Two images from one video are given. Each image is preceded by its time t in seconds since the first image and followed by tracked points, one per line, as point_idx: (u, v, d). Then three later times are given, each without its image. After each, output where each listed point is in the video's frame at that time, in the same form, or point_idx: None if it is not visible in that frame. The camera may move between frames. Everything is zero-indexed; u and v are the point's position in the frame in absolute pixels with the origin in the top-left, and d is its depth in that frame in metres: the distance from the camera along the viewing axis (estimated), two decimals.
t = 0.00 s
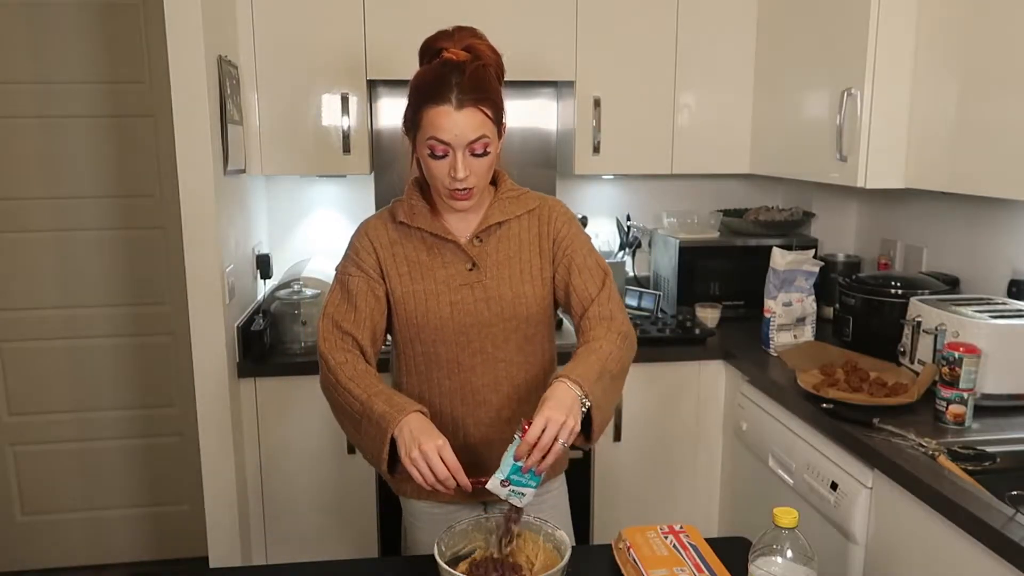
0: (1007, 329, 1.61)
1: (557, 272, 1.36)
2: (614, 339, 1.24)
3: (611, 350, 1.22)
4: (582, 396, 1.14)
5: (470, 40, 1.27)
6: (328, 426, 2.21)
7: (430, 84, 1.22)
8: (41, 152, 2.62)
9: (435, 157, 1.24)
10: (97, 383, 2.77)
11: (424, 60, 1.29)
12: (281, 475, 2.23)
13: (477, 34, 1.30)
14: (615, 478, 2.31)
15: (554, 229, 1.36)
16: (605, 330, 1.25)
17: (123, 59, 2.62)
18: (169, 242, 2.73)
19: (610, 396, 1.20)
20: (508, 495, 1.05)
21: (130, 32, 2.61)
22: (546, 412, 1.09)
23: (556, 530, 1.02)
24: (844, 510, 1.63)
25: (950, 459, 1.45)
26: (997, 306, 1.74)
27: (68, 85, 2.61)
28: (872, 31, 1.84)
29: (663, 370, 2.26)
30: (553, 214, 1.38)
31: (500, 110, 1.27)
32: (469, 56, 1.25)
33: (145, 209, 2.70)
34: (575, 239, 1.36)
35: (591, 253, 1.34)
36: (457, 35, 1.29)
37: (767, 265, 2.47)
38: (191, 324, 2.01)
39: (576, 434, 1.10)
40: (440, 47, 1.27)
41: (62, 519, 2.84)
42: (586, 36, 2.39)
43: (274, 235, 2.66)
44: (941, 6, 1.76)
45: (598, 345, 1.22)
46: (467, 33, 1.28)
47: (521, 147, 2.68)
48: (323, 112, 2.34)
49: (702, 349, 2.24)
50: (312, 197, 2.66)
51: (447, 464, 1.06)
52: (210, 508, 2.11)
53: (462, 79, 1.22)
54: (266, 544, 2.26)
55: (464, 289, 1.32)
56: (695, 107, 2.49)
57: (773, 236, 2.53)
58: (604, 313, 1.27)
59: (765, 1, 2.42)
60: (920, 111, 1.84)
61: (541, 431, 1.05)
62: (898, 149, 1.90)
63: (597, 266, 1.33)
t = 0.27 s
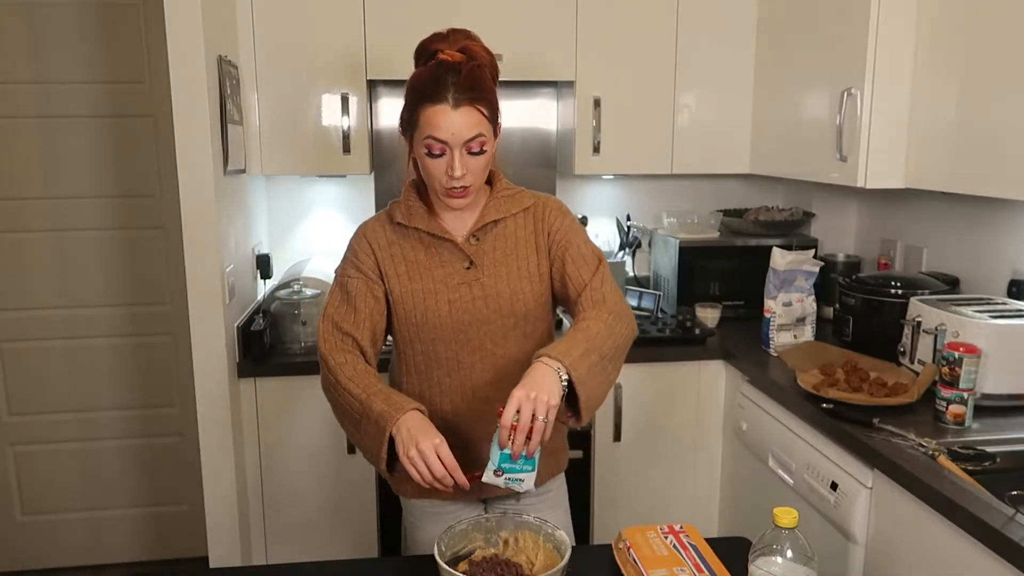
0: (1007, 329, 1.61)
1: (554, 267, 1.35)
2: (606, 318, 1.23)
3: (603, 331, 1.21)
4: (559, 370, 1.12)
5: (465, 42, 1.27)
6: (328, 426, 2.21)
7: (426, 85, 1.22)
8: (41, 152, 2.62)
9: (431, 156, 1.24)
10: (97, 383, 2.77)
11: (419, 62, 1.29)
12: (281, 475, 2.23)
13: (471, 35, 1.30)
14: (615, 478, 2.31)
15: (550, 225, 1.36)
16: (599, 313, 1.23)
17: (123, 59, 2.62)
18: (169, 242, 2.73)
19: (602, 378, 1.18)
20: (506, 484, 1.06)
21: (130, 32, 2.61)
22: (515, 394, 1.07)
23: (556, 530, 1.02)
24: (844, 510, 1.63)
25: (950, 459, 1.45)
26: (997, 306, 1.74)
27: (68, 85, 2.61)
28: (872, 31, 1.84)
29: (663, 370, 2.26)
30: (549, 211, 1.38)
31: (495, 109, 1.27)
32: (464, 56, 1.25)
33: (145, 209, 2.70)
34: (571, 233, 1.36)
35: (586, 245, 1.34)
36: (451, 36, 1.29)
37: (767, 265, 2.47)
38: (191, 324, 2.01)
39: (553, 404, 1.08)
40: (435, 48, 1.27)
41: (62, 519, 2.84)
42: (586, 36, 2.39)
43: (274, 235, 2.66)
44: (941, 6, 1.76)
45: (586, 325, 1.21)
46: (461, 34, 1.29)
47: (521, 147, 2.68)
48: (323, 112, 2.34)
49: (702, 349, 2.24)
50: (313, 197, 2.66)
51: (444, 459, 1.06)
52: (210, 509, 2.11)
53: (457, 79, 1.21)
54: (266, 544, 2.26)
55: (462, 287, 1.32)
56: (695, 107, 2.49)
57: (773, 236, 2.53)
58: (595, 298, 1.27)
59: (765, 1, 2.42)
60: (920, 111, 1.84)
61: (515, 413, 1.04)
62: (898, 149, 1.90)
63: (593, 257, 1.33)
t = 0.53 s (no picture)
0: (1007, 329, 1.61)
1: (552, 263, 1.36)
2: (601, 299, 1.23)
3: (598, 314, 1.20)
4: (536, 346, 1.12)
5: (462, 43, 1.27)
6: (328, 426, 2.21)
7: (425, 85, 1.22)
8: (41, 152, 2.62)
9: (430, 154, 1.24)
10: (97, 383, 2.77)
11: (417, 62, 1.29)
12: (281, 475, 2.23)
13: (468, 36, 1.30)
14: (615, 478, 2.31)
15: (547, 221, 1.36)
16: (594, 298, 1.23)
17: (123, 59, 2.62)
18: (169, 242, 2.73)
19: (592, 359, 1.17)
20: (503, 466, 1.10)
21: (130, 31, 2.61)
22: (491, 375, 1.07)
23: (555, 530, 1.02)
24: (844, 510, 1.63)
25: (949, 459, 1.45)
26: (997, 306, 1.74)
27: (68, 85, 2.61)
28: (872, 31, 1.84)
29: (663, 370, 2.26)
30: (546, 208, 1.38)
31: (493, 108, 1.27)
32: (461, 56, 1.25)
33: (145, 208, 2.70)
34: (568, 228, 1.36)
35: (583, 239, 1.33)
36: (449, 37, 1.29)
37: (767, 265, 2.47)
38: (191, 324, 2.00)
39: (533, 378, 1.08)
40: (433, 49, 1.27)
41: (62, 519, 2.84)
42: (586, 37, 2.39)
43: (274, 234, 2.66)
44: (941, 6, 1.76)
45: (577, 305, 1.21)
46: (459, 35, 1.29)
47: (521, 147, 2.67)
48: (323, 112, 2.34)
49: (702, 349, 2.24)
50: (313, 197, 2.66)
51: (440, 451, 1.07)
52: (210, 509, 2.11)
53: (454, 78, 1.22)
54: (266, 543, 2.26)
55: (461, 285, 1.32)
56: (695, 107, 2.49)
57: (773, 236, 2.53)
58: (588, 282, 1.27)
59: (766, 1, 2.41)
60: (920, 111, 1.84)
61: (492, 395, 1.05)
62: (898, 149, 1.90)
63: (589, 246, 1.33)
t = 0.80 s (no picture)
0: (1007, 329, 1.61)
1: (552, 263, 1.36)
2: (601, 295, 1.22)
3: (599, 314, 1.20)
4: (536, 343, 1.12)
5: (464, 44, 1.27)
6: (328, 426, 2.21)
7: (423, 83, 1.22)
8: (41, 152, 2.62)
9: (427, 151, 1.24)
10: (97, 383, 2.77)
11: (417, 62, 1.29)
12: (281, 475, 2.23)
13: (468, 36, 1.30)
14: (615, 478, 2.31)
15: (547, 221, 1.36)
16: (595, 296, 1.22)
17: (123, 59, 2.62)
18: (169, 242, 2.73)
19: (592, 357, 1.17)
20: (499, 462, 1.09)
21: (130, 31, 2.61)
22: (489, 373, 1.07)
23: (555, 530, 1.02)
24: (844, 510, 1.63)
25: (949, 459, 1.45)
26: (997, 306, 1.74)
27: (69, 85, 2.61)
28: (872, 31, 1.84)
29: (663, 370, 2.26)
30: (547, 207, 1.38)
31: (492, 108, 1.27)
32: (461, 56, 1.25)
33: (145, 209, 2.70)
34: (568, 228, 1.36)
35: (583, 239, 1.33)
36: (451, 38, 1.30)
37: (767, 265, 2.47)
38: (191, 324, 2.01)
39: (531, 375, 1.08)
40: (435, 49, 1.27)
41: (62, 519, 2.85)
42: (587, 37, 2.39)
43: (274, 234, 2.66)
44: (941, 6, 1.76)
45: (577, 302, 1.20)
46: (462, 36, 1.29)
47: (521, 147, 2.68)
48: (323, 112, 2.34)
49: (702, 349, 2.24)
50: (313, 197, 2.66)
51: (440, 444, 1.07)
52: (210, 508, 2.11)
53: (452, 76, 1.22)
54: (267, 544, 2.26)
55: (461, 285, 1.32)
56: (695, 107, 2.49)
57: (773, 236, 2.54)
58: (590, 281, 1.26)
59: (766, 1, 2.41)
60: (920, 111, 1.84)
61: (491, 391, 1.04)
62: (898, 149, 1.90)
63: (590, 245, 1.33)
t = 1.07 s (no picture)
0: (1007, 329, 1.61)
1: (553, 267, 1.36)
2: (605, 310, 1.23)
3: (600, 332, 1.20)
4: (539, 347, 1.14)
5: (470, 46, 1.28)
6: (328, 426, 2.20)
7: (419, 82, 1.22)
8: (41, 152, 2.62)
9: (414, 149, 1.24)
10: (98, 383, 2.77)
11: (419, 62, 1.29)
12: (281, 475, 2.23)
13: (477, 38, 1.30)
14: (616, 478, 2.31)
15: (547, 224, 1.36)
16: (600, 311, 1.23)
17: (123, 59, 2.62)
18: (169, 242, 2.73)
19: (592, 371, 1.18)
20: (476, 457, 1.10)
21: (130, 31, 2.61)
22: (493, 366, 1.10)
23: (555, 530, 1.02)
24: (844, 510, 1.63)
25: (949, 459, 1.45)
26: (997, 306, 1.74)
27: (69, 85, 2.61)
28: (872, 31, 1.84)
29: (663, 370, 2.26)
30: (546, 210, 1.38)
31: (488, 109, 1.27)
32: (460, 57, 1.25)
33: (145, 209, 2.70)
34: (569, 233, 1.36)
35: (584, 246, 1.34)
36: (455, 38, 1.30)
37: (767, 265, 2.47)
38: (191, 324, 2.01)
39: (533, 378, 1.10)
40: (438, 51, 1.27)
41: (62, 519, 2.85)
42: (587, 37, 2.39)
43: (274, 234, 2.66)
44: (941, 6, 1.76)
45: (583, 314, 1.21)
46: (467, 38, 1.29)
47: (521, 146, 2.67)
48: (323, 112, 2.34)
49: (702, 349, 2.24)
50: (313, 197, 2.66)
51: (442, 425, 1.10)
52: (210, 508, 2.11)
53: (445, 76, 1.21)
54: (267, 544, 2.26)
55: (460, 287, 1.32)
56: (695, 107, 2.49)
57: (773, 236, 2.54)
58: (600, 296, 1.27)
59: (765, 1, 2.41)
60: (920, 111, 1.84)
61: (491, 383, 1.07)
62: (898, 149, 1.90)
63: (592, 253, 1.33)
